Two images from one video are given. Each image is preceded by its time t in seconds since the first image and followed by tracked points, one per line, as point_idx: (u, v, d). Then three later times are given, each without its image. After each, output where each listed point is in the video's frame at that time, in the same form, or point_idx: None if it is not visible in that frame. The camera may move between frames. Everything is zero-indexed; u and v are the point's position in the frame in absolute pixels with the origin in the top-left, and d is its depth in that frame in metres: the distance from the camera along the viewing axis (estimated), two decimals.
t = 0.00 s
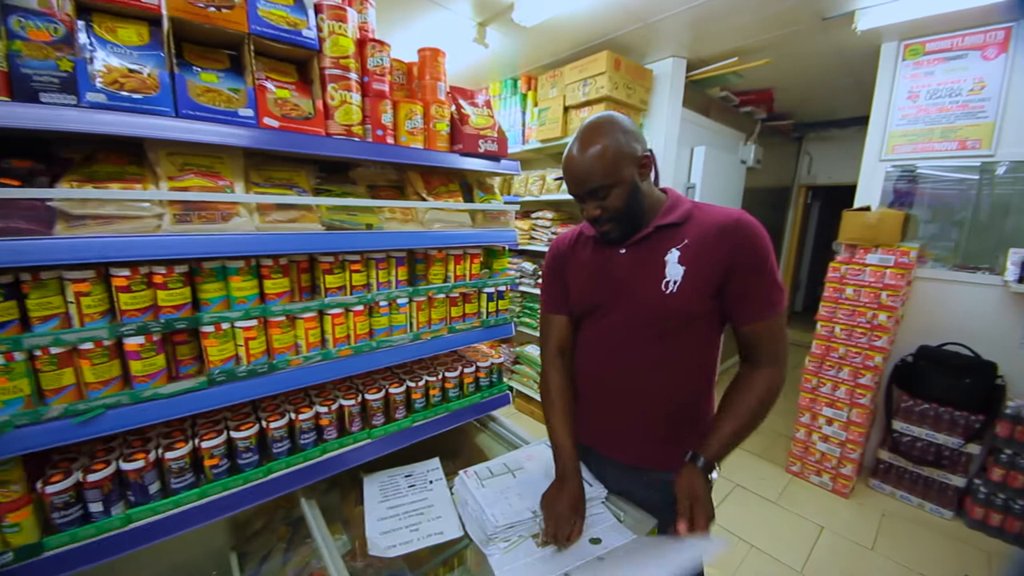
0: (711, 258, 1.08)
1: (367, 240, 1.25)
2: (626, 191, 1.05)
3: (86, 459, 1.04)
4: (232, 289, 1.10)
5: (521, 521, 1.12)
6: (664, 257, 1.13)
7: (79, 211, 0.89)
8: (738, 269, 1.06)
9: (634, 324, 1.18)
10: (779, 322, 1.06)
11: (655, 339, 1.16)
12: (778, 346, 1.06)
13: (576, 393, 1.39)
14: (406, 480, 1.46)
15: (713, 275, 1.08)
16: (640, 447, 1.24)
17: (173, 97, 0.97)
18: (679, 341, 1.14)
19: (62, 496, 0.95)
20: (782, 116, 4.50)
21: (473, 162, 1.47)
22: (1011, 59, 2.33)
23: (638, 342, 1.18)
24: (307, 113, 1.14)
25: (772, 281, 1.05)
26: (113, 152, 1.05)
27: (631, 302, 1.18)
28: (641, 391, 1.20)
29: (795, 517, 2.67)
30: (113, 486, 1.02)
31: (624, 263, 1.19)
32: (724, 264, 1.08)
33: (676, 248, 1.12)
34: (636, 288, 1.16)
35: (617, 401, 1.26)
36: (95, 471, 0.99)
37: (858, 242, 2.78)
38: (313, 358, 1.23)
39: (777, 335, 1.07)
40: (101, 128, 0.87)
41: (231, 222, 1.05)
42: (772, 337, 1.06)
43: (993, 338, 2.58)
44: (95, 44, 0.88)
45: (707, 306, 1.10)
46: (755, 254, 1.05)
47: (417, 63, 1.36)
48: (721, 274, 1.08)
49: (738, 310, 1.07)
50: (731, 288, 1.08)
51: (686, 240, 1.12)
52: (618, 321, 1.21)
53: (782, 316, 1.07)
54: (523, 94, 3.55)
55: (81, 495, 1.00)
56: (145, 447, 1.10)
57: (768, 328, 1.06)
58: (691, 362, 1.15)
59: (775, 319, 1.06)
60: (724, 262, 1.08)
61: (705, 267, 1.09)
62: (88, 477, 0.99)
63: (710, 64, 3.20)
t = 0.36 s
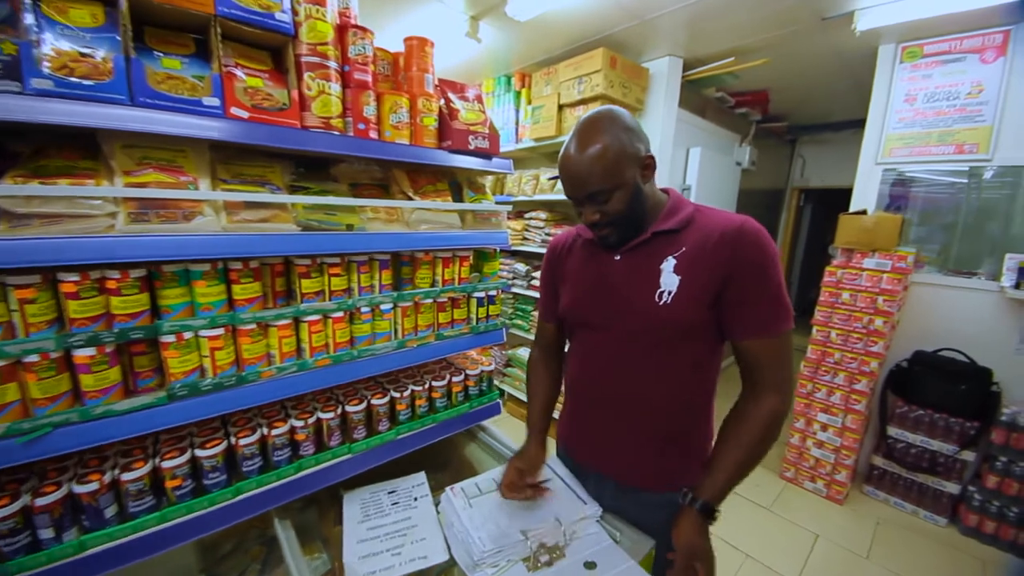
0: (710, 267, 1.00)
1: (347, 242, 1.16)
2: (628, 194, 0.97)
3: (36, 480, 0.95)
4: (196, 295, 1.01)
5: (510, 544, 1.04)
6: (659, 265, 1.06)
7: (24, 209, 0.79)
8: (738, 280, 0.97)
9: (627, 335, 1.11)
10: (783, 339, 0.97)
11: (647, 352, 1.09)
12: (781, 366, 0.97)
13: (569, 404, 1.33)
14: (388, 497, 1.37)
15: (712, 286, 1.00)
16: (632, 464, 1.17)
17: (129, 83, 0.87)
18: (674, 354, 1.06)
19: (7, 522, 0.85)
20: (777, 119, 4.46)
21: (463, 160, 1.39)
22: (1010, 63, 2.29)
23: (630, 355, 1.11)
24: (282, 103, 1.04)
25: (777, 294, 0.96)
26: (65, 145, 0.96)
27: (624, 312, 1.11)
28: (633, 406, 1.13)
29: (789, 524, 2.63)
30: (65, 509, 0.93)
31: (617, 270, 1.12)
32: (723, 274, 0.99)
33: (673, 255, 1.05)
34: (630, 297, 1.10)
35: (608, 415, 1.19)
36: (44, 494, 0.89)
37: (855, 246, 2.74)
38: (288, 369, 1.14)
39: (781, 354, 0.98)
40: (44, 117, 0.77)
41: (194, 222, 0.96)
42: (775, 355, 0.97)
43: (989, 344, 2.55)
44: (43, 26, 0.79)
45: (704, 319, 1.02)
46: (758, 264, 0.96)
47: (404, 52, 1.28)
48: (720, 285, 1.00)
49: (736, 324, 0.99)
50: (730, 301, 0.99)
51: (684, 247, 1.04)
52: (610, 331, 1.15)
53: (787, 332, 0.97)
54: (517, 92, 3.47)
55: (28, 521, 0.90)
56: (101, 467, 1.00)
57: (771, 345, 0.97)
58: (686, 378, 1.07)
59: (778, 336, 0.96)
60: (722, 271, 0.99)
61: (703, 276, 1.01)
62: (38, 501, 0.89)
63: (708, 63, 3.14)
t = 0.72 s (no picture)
0: (722, 278, 0.89)
1: (325, 246, 1.03)
2: (651, 196, 0.86)
3: None
4: (149, 307, 0.88)
5: None
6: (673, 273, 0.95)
7: None
8: (750, 296, 0.85)
9: (628, 348, 1.00)
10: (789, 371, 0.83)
11: (642, 366, 0.98)
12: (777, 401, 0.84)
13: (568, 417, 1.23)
14: (372, 526, 1.25)
15: (722, 299, 0.89)
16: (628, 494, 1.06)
17: (69, 61, 0.73)
18: (677, 374, 0.94)
19: None
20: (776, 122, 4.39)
21: (457, 157, 1.27)
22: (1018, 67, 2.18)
23: (626, 367, 1.01)
24: (250, 87, 0.92)
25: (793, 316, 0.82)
26: None
27: (627, 320, 1.01)
28: (626, 425, 1.03)
29: (792, 539, 2.54)
30: None
31: (626, 276, 1.02)
32: (735, 287, 0.88)
33: (689, 263, 0.94)
34: (634, 305, 0.99)
35: (601, 433, 1.09)
36: None
37: (859, 253, 2.66)
38: (256, 390, 1.01)
39: (780, 387, 0.84)
40: None
41: (143, 222, 0.83)
42: (778, 386, 0.84)
43: (993, 354, 2.46)
44: None
45: (709, 336, 0.90)
46: (777, 280, 0.83)
47: (392, 36, 1.15)
48: (731, 301, 0.88)
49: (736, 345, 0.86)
50: (737, 319, 0.87)
51: (701, 256, 0.93)
52: (610, 341, 1.04)
53: (799, 363, 0.83)
54: (513, 89, 3.35)
55: None
56: (42, 503, 0.87)
57: (774, 373, 0.83)
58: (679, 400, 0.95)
59: (780, 366, 0.83)
60: (735, 284, 0.88)
61: (714, 288, 0.89)
62: None
63: (710, 62, 3.04)
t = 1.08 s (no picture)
0: (750, 290, 0.76)
1: (307, 253, 0.91)
2: (709, 163, 0.74)
3: None
4: (100, 326, 0.76)
5: None
6: (696, 283, 0.82)
7: None
8: (781, 312, 0.72)
9: (640, 366, 0.88)
10: (824, 400, 0.70)
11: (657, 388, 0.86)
12: (805, 433, 0.71)
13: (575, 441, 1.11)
14: (362, 562, 1.13)
15: (749, 315, 0.76)
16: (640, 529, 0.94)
17: None
18: (696, 398, 0.82)
19: None
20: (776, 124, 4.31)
21: (455, 155, 1.15)
22: None
23: (641, 389, 0.89)
24: (219, 73, 0.80)
25: (831, 336, 0.69)
26: None
27: (641, 336, 0.88)
28: (639, 454, 0.91)
29: (801, 553, 2.33)
30: None
31: (642, 285, 0.90)
32: (765, 301, 0.75)
33: (714, 272, 0.81)
34: (651, 319, 0.87)
35: (612, 462, 0.97)
36: None
37: (868, 255, 2.44)
38: (230, 418, 0.89)
39: (811, 419, 0.71)
40: None
41: (91, 229, 0.70)
42: (808, 418, 0.71)
43: (1009, 359, 2.22)
44: None
45: (734, 357, 0.77)
46: (815, 294, 0.70)
47: (383, 20, 1.04)
48: (760, 317, 0.75)
49: (763, 369, 0.74)
50: (767, 338, 0.74)
51: (730, 264, 0.80)
52: (622, 359, 0.92)
53: (834, 390, 0.70)
54: (510, 88, 3.25)
55: None
56: None
57: (803, 400, 0.71)
58: (697, 428, 0.83)
59: (812, 395, 0.70)
60: (765, 297, 0.75)
61: (741, 302, 0.77)
62: None
63: (713, 61, 2.93)
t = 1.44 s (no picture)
0: (785, 309, 0.70)
1: (292, 264, 0.83)
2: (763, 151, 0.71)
3: None
4: (61, 350, 0.68)
5: None
6: (722, 300, 0.76)
7: None
8: (821, 335, 0.66)
9: (660, 389, 0.81)
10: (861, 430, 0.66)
11: (678, 412, 0.79)
12: (842, 464, 0.67)
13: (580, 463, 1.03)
14: None
15: (783, 336, 0.70)
16: (657, 560, 0.87)
17: None
18: (722, 425, 0.76)
19: None
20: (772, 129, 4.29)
21: (453, 159, 1.09)
22: None
23: (659, 413, 0.82)
24: (195, 69, 0.72)
25: (873, 363, 0.64)
26: None
27: (661, 355, 0.81)
28: (656, 482, 0.84)
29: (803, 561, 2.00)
30: None
31: (661, 299, 0.82)
32: (801, 322, 0.69)
33: (742, 287, 0.75)
34: (671, 336, 0.80)
35: (624, 490, 0.89)
36: None
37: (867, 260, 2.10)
38: (208, 449, 0.81)
39: (849, 451, 0.66)
40: None
41: (48, 242, 0.62)
42: (847, 450, 0.66)
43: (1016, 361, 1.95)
44: None
45: (765, 381, 0.71)
46: (859, 317, 0.64)
47: (376, 13, 0.97)
48: (795, 339, 0.70)
49: (800, 396, 0.68)
50: (803, 362, 0.68)
51: (759, 280, 0.74)
52: (637, 379, 0.85)
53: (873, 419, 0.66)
54: (505, 92, 3.20)
55: None
56: None
57: (842, 431, 0.66)
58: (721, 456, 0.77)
59: (851, 425, 0.65)
60: (800, 318, 0.69)
61: (774, 322, 0.70)
62: None
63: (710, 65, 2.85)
